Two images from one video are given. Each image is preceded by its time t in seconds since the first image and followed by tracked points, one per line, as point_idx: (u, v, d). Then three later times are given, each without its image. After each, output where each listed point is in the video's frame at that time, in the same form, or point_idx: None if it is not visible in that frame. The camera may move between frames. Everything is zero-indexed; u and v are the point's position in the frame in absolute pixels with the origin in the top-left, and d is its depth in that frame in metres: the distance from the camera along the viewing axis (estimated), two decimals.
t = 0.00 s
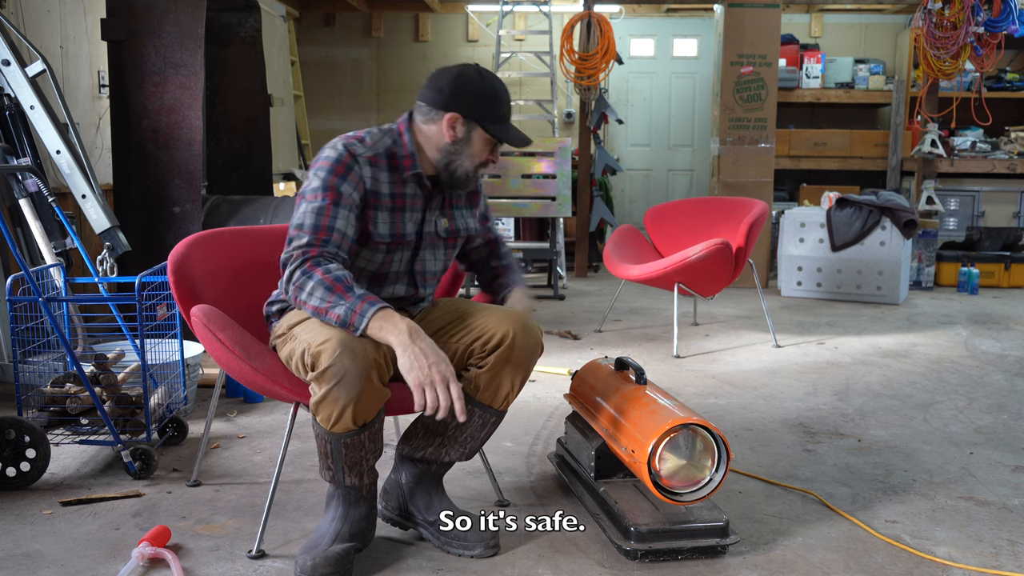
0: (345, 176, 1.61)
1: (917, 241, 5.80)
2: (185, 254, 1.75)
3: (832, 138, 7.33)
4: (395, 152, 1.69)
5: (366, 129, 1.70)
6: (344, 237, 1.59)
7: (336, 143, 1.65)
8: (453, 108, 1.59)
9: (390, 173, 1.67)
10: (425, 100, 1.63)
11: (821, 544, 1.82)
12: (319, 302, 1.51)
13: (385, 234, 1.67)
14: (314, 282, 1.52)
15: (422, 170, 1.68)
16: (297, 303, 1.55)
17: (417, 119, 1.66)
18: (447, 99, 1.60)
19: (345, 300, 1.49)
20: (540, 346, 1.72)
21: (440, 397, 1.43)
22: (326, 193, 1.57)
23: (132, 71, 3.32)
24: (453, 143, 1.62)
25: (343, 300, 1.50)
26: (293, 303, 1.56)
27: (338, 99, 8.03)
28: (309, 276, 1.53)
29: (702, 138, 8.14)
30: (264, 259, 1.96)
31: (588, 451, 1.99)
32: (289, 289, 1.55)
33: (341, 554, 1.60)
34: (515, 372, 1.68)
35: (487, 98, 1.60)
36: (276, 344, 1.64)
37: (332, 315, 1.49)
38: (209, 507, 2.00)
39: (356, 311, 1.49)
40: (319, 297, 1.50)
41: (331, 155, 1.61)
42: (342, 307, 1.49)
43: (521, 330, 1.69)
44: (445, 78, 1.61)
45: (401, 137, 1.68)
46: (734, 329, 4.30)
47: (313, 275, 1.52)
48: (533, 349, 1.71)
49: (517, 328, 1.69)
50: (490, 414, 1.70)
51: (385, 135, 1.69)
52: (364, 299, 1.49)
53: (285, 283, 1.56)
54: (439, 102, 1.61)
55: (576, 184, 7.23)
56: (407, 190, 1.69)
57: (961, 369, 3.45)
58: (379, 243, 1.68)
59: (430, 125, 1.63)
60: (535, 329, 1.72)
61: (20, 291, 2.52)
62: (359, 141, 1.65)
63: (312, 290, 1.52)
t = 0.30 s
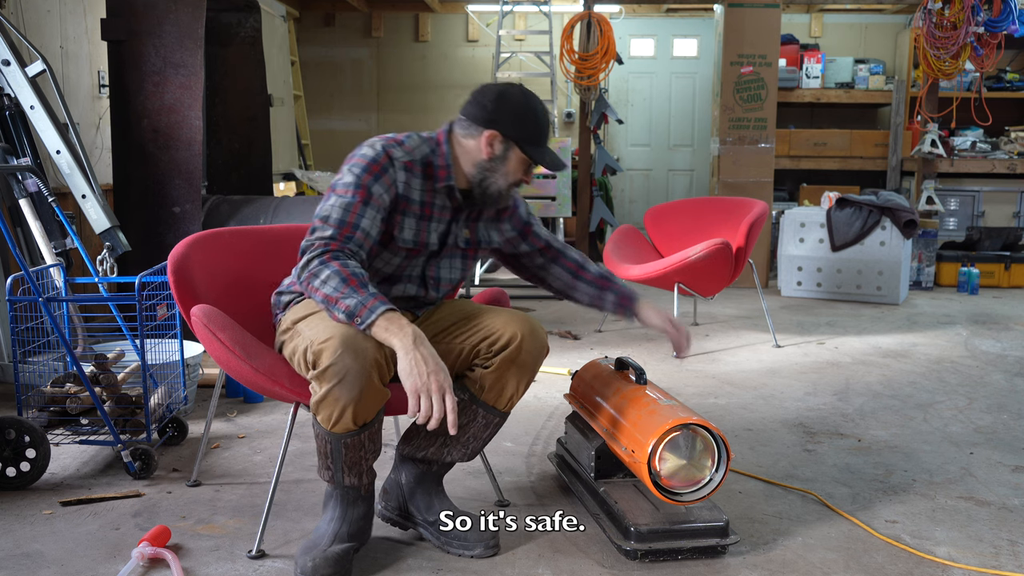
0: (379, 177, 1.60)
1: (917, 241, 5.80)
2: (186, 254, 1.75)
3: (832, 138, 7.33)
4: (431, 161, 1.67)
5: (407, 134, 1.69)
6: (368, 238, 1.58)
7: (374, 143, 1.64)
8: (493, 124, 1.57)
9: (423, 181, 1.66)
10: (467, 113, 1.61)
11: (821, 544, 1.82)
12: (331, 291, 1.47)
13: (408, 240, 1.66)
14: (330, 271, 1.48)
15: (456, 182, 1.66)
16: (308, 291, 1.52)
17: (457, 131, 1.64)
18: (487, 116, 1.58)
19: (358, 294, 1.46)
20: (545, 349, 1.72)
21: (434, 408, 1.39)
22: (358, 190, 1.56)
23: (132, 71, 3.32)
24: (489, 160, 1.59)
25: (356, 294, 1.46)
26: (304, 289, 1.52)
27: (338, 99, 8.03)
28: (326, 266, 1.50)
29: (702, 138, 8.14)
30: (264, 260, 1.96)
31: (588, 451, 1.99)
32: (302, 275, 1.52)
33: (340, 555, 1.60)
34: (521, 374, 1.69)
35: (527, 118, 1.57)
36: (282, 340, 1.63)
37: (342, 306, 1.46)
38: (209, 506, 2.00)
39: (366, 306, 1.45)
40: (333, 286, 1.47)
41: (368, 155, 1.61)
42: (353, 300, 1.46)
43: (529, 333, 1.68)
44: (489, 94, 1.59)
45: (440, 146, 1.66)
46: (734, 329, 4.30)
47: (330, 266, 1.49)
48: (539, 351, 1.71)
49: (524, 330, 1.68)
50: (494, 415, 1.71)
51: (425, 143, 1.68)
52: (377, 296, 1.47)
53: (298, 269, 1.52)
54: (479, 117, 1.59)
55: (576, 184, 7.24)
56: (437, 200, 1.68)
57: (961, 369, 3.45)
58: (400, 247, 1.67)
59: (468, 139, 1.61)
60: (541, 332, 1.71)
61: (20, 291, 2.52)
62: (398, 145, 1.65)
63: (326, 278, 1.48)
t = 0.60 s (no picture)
0: (415, 188, 1.62)
1: (917, 241, 5.80)
2: (185, 254, 1.75)
3: (833, 137, 7.33)
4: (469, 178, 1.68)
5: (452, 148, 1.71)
6: (394, 246, 1.59)
7: (418, 151, 1.67)
8: (533, 152, 1.56)
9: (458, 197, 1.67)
10: (510, 136, 1.61)
11: (821, 544, 1.82)
12: (353, 293, 1.48)
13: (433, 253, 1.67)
14: (354, 274, 1.49)
15: (490, 205, 1.66)
16: (328, 289, 1.52)
17: (500, 153, 1.64)
18: (529, 144, 1.57)
19: (380, 300, 1.47)
20: (553, 355, 1.73)
21: (448, 423, 1.41)
22: (392, 197, 1.58)
23: (132, 71, 3.32)
24: (525, 186, 1.59)
25: (378, 299, 1.47)
26: (325, 288, 1.52)
27: (338, 99, 8.03)
28: (351, 268, 1.50)
29: (702, 138, 8.14)
30: (263, 259, 1.96)
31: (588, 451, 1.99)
32: (325, 272, 1.52)
33: (340, 556, 1.60)
34: (530, 379, 1.70)
35: (568, 149, 1.56)
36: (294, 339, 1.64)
37: (362, 308, 1.47)
38: (209, 506, 2.00)
39: (387, 313, 1.46)
40: (355, 288, 1.48)
41: (409, 162, 1.63)
42: (374, 304, 1.46)
43: (540, 340, 1.69)
44: (533, 122, 1.58)
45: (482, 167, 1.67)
46: (734, 329, 4.30)
47: (354, 269, 1.50)
48: (547, 357, 1.72)
49: (535, 336, 1.69)
50: (498, 419, 1.71)
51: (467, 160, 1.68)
52: (397, 305, 1.47)
53: (321, 265, 1.52)
54: (521, 143, 1.58)
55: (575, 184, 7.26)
56: (468, 218, 1.68)
57: (961, 369, 3.45)
58: (423, 257, 1.68)
59: (510, 161, 1.61)
60: (551, 339, 1.72)
61: (20, 292, 2.52)
62: (439, 159, 1.66)
63: (349, 280, 1.49)
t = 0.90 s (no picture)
0: (431, 199, 1.61)
1: (917, 241, 5.80)
2: (186, 253, 1.76)
3: (833, 137, 7.33)
4: (485, 192, 1.67)
5: (471, 159, 1.70)
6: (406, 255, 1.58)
7: (436, 160, 1.66)
8: (551, 171, 1.57)
9: (472, 210, 1.66)
10: (530, 154, 1.61)
11: (821, 544, 1.82)
12: (362, 297, 1.49)
13: (443, 264, 1.68)
14: (364, 279, 1.50)
15: (503, 220, 1.65)
16: (337, 293, 1.52)
17: (518, 169, 1.63)
18: (548, 162, 1.58)
19: (391, 304, 1.48)
20: (557, 358, 1.73)
21: (463, 427, 1.42)
22: (407, 206, 1.57)
23: (132, 71, 3.32)
24: (539, 205, 1.60)
25: (388, 304, 1.48)
26: (333, 292, 1.53)
27: (338, 99, 8.03)
28: (361, 273, 1.50)
29: (702, 138, 8.14)
30: (263, 260, 1.96)
31: (588, 451, 1.99)
32: (335, 275, 1.52)
33: (340, 556, 1.60)
34: (533, 380, 1.70)
35: (586, 172, 1.57)
36: (300, 339, 1.65)
37: (373, 313, 1.47)
38: (209, 506, 2.00)
39: (398, 317, 1.47)
40: (365, 293, 1.49)
41: (426, 172, 1.63)
42: (386, 309, 1.47)
43: (544, 342, 1.71)
44: (553, 141, 1.59)
45: (500, 182, 1.66)
46: (734, 328, 4.30)
47: (365, 274, 1.50)
48: (550, 359, 1.72)
49: (539, 339, 1.70)
50: (500, 420, 1.70)
51: (483, 173, 1.68)
52: (408, 309, 1.48)
53: (331, 268, 1.52)
54: (540, 160, 1.59)
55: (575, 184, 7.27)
56: (482, 233, 1.68)
57: (961, 369, 3.45)
58: (432, 267, 1.68)
59: (527, 179, 1.61)
60: (554, 342, 1.73)
61: (20, 292, 2.53)
62: (457, 171, 1.66)
63: (359, 285, 1.49)
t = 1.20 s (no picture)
0: (433, 201, 1.61)
1: (917, 241, 5.80)
2: (186, 254, 1.76)
3: (833, 137, 7.33)
4: (487, 194, 1.67)
5: (473, 162, 1.70)
6: (408, 257, 1.58)
7: (438, 162, 1.66)
8: (550, 174, 1.57)
9: (474, 212, 1.66)
10: (530, 156, 1.61)
11: (821, 544, 1.82)
12: (365, 300, 1.48)
13: (444, 266, 1.68)
14: (367, 281, 1.50)
15: (504, 222, 1.65)
16: (339, 295, 1.52)
17: (519, 172, 1.63)
18: (548, 165, 1.57)
19: (394, 306, 1.48)
20: (558, 358, 1.73)
21: (469, 427, 1.43)
22: (409, 208, 1.57)
23: (132, 71, 3.32)
24: (538, 208, 1.60)
25: (392, 305, 1.48)
26: (336, 294, 1.53)
27: (338, 99, 8.03)
28: (363, 275, 1.50)
29: (702, 138, 8.14)
30: (263, 260, 1.96)
31: (588, 451, 1.99)
32: (337, 277, 1.52)
33: (340, 556, 1.60)
34: (533, 380, 1.70)
35: (586, 176, 1.57)
36: (302, 340, 1.65)
37: (377, 314, 1.47)
38: (209, 506, 2.00)
39: (402, 319, 1.47)
40: (368, 295, 1.48)
41: (428, 174, 1.62)
42: (389, 311, 1.47)
43: (544, 342, 1.71)
44: (554, 145, 1.59)
45: (501, 184, 1.66)
46: (734, 329, 4.30)
47: (368, 276, 1.50)
48: (551, 359, 1.72)
49: (539, 338, 1.71)
50: (500, 420, 1.70)
51: (485, 175, 1.68)
52: (412, 311, 1.48)
53: (334, 271, 1.53)
54: (540, 164, 1.59)
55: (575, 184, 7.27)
56: (483, 235, 1.68)
57: (961, 369, 3.45)
58: (433, 269, 1.68)
59: (528, 181, 1.61)
60: (555, 342, 1.74)
61: (20, 292, 2.53)
62: (458, 173, 1.66)
63: (362, 287, 1.49)
